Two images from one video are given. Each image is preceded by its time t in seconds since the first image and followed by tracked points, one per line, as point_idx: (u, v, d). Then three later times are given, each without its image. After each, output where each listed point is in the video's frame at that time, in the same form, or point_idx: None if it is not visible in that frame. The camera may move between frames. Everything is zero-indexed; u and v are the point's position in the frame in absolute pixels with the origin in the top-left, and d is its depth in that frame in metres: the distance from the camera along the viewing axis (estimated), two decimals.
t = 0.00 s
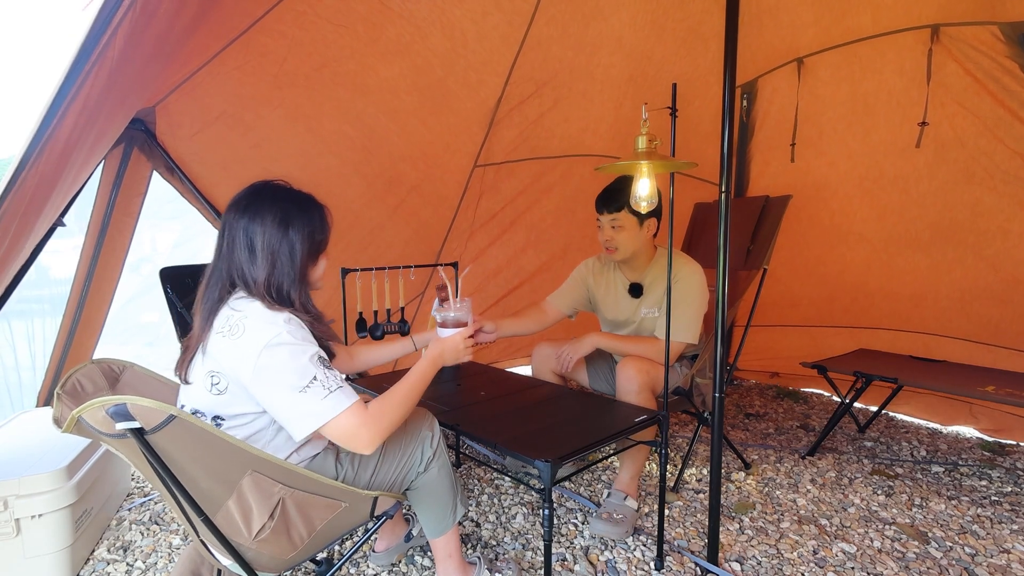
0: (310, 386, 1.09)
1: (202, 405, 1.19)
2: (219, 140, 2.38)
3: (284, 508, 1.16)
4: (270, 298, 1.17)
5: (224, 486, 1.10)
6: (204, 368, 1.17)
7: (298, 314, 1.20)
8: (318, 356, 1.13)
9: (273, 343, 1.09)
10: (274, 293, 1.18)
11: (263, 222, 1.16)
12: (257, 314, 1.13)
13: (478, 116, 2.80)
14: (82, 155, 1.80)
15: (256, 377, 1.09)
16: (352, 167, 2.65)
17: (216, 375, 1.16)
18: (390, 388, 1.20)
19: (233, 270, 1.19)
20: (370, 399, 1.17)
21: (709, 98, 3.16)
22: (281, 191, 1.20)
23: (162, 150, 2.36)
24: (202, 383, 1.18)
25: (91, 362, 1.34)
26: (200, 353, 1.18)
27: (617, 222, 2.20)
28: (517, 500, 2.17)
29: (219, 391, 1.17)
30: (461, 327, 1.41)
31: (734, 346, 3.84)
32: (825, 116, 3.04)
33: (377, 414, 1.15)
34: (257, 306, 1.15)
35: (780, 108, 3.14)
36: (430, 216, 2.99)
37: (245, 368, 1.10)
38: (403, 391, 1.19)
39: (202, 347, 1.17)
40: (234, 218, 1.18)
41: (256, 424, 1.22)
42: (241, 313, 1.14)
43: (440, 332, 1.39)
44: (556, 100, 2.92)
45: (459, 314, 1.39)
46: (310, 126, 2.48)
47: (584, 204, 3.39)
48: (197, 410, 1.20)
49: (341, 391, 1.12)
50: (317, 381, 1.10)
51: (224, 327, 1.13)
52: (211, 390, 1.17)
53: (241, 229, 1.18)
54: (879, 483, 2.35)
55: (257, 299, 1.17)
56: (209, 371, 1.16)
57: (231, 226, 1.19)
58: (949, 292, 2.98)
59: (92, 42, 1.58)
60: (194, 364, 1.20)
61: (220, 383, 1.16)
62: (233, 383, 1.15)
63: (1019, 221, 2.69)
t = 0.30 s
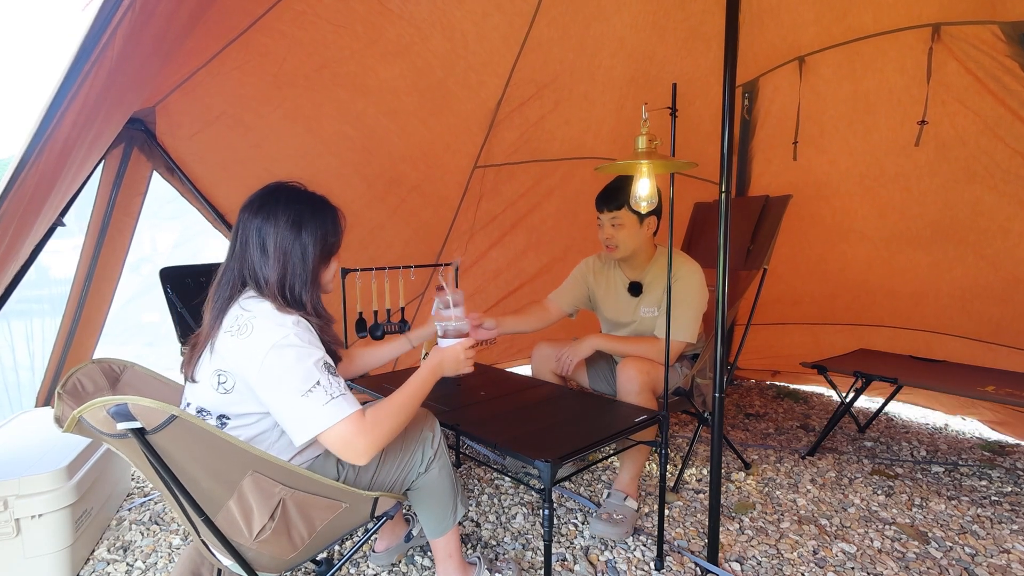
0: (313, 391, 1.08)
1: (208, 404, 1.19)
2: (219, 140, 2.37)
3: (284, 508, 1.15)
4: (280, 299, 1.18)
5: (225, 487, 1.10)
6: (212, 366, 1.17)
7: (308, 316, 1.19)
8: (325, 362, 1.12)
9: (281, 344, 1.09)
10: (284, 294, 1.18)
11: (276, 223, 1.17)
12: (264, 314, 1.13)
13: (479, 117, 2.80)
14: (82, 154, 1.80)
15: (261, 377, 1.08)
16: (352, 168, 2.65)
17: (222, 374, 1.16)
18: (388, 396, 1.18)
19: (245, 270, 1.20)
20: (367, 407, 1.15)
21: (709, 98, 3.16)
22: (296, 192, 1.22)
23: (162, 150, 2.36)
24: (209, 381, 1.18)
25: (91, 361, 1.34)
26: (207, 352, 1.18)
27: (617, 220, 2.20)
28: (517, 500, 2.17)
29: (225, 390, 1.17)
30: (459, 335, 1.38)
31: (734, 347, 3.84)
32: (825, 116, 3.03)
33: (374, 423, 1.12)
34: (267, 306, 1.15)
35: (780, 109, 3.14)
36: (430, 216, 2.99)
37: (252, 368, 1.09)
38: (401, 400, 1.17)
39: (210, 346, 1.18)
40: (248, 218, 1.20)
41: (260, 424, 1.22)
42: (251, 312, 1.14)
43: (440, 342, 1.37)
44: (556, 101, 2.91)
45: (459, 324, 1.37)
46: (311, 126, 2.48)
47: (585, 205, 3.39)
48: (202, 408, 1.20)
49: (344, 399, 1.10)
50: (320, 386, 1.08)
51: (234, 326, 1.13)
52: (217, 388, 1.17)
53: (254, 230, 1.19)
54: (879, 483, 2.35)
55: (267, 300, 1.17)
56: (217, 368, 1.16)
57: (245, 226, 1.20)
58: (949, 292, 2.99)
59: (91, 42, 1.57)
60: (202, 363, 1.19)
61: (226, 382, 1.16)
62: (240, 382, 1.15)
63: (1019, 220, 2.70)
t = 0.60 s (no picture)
0: (289, 404, 1.05)
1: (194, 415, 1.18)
2: (219, 140, 2.37)
3: (284, 509, 1.15)
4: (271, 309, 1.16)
5: (224, 487, 1.10)
6: (190, 381, 1.15)
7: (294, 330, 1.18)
8: (305, 374, 1.09)
9: (256, 357, 1.06)
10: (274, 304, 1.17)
11: (279, 227, 1.15)
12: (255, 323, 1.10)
13: (479, 117, 2.80)
14: (82, 154, 1.81)
15: (240, 392, 1.07)
16: (352, 168, 2.65)
17: (202, 389, 1.14)
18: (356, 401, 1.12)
19: (233, 274, 1.16)
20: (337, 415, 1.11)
21: (709, 98, 3.15)
22: (293, 196, 1.19)
23: (161, 150, 2.36)
24: (189, 395, 1.16)
25: (90, 362, 1.35)
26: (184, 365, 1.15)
27: (626, 212, 2.21)
28: (517, 500, 2.17)
29: (206, 403, 1.15)
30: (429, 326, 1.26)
31: (734, 346, 3.83)
32: (826, 116, 3.03)
33: (344, 434, 1.09)
34: (255, 316, 1.11)
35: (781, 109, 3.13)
36: (430, 216, 2.99)
37: (231, 383, 1.08)
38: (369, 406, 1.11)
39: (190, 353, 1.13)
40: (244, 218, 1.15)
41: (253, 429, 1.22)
42: (229, 318, 1.10)
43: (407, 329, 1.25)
44: (557, 101, 2.91)
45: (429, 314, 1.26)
46: (311, 127, 2.48)
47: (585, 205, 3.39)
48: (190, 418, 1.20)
49: (321, 411, 1.08)
50: (297, 399, 1.06)
51: (210, 338, 1.09)
52: (199, 402, 1.16)
53: (251, 231, 1.14)
54: (879, 483, 2.35)
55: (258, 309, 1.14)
56: (195, 384, 1.14)
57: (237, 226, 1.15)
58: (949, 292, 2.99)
59: (92, 43, 1.57)
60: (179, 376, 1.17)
61: (206, 396, 1.14)
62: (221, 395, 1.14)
63: (1020, 220, 2.70)
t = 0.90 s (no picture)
0: (252, 412, 1.00)
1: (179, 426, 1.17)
2: (219, 139, 2.38)
3: (281, 509, 1.15)
4: (245, 320, 1.14)
5: (220, 489, 1.10)
6: (155, 396, 1.10)
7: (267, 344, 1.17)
8: (269, 380, 1.03)
9: (218, 365, 1.01)
10: (248, 314, 1.15)
11: (256, 236, 1.15)
12: (222, 331, 1.05)
13: (479, 117, 2.80)
14: (82, 153, 1.82)
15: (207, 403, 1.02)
16: (352, 168, 2.65)
17: (168, 403, 1.09)
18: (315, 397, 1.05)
19: (201, 282, 1.11)
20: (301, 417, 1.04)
21: (709, 99, 3.15)
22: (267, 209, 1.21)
23: (161, 150, 2.37)
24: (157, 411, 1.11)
25: (86, 365, 1.32)
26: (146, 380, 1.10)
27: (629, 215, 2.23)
28: (518, 500, 2.17)
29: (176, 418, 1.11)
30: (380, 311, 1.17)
31: (734, 346, 3.83)
32: (825, 116, 3.03)
33: (307, 435, 1.01)
34: (221, 324, 1.07)
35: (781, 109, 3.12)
36: (430, 217, 2.99)
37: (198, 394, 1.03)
38: (326, 401, 1.03)
39: (149, 368, 1.08)
40: (222, 225, 1.12)
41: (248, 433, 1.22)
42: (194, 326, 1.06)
43: (354, 318, 1.16)
44: (556, 101, 2.91)
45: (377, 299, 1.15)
46: (311, 127, 2.48)
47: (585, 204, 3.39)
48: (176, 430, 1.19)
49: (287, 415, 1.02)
50: (261, 405, 1.01)
51: (168, 351, 1.05)
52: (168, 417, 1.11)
53: (228, 241, 1.13)
54: (879, 483, 2.35)
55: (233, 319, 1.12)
56: (161, 399, 1.09)
57: (210, 231, 1.12)
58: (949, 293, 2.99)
59: (93, 42, 1.57)
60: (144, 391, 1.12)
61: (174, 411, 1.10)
62: (190, 409, 1.09)
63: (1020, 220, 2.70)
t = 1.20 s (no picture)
0: (224, 415, 0.99)
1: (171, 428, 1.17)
2: (218, 139, 2.38)
3: (279, 508, 1.15)
4: (206, 326, 1.09)
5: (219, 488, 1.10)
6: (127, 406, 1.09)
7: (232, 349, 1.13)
8: (237, 381, 1.02)
9: (181, 373, 0.99)
10: (209, 320, 1.09)
11: (209, 238, 1.06)
12: (184, 339, 1.02)
13: (479, 116, 2.80)
14: (82, 152, 1.84)
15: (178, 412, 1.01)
16: (352, 167, 2.66)
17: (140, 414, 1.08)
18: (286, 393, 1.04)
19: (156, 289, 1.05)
20: (274, 414, 1.03)
21: (709, 99, 3.15)
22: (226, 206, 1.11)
23: (161, 150, 2.39)
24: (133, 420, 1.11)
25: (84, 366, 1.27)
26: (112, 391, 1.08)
27: (584, 242, 2.03)
28: (518, 500, 2.17)
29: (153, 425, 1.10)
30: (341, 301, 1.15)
31: (734, 346, 3.84)
32: (824, 117, 3.03)
33: (283, 431, 1.00)
34: (180, 333, 1.03)
35: (779, 109, 3.10)
36: (429, 217, 3.00)
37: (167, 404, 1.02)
38: (298, 393, 1.01)
39: (115, 381, 1.06)
40: (172, 229, 1.04)
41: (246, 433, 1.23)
42: (150, 336, 1.02)
43: (314, 308, 1.13)
44: (556, 101, 2.91)
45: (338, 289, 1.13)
46: (310, 127, 2.48)
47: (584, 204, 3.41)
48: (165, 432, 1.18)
49: (262, 414, 1.01)
50: (233, 407, 0.99)
51: (130, 364, 1.03)
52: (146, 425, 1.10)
53: (180, 246, 1.05)
54: (879, 482, 2.35)
55: (191, 326, 1.07)
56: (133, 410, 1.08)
57: (162, 235, 1.04)
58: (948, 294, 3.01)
59: (92, 43, 1.56)
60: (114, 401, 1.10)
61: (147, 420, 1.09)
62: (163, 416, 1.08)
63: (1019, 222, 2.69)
